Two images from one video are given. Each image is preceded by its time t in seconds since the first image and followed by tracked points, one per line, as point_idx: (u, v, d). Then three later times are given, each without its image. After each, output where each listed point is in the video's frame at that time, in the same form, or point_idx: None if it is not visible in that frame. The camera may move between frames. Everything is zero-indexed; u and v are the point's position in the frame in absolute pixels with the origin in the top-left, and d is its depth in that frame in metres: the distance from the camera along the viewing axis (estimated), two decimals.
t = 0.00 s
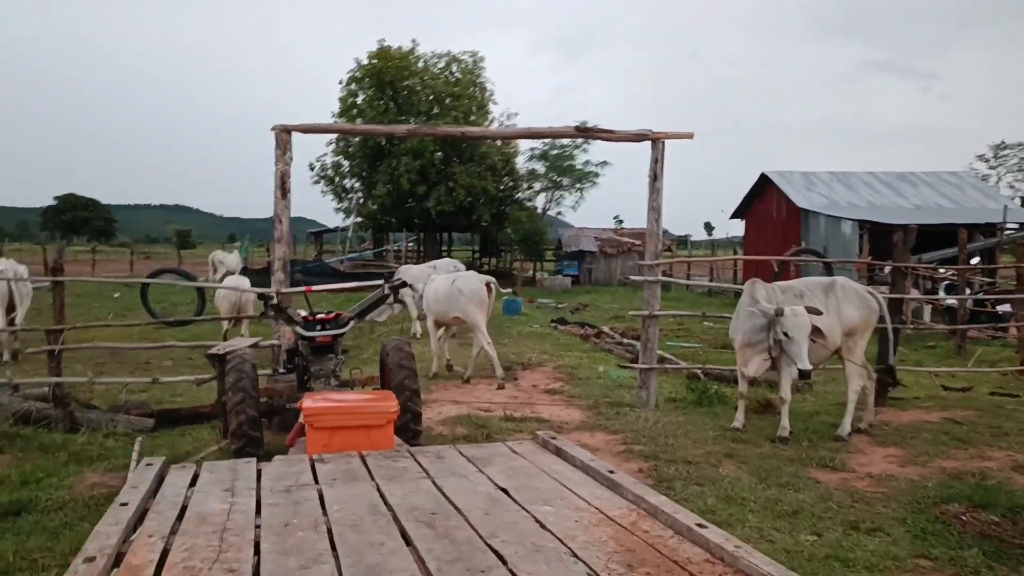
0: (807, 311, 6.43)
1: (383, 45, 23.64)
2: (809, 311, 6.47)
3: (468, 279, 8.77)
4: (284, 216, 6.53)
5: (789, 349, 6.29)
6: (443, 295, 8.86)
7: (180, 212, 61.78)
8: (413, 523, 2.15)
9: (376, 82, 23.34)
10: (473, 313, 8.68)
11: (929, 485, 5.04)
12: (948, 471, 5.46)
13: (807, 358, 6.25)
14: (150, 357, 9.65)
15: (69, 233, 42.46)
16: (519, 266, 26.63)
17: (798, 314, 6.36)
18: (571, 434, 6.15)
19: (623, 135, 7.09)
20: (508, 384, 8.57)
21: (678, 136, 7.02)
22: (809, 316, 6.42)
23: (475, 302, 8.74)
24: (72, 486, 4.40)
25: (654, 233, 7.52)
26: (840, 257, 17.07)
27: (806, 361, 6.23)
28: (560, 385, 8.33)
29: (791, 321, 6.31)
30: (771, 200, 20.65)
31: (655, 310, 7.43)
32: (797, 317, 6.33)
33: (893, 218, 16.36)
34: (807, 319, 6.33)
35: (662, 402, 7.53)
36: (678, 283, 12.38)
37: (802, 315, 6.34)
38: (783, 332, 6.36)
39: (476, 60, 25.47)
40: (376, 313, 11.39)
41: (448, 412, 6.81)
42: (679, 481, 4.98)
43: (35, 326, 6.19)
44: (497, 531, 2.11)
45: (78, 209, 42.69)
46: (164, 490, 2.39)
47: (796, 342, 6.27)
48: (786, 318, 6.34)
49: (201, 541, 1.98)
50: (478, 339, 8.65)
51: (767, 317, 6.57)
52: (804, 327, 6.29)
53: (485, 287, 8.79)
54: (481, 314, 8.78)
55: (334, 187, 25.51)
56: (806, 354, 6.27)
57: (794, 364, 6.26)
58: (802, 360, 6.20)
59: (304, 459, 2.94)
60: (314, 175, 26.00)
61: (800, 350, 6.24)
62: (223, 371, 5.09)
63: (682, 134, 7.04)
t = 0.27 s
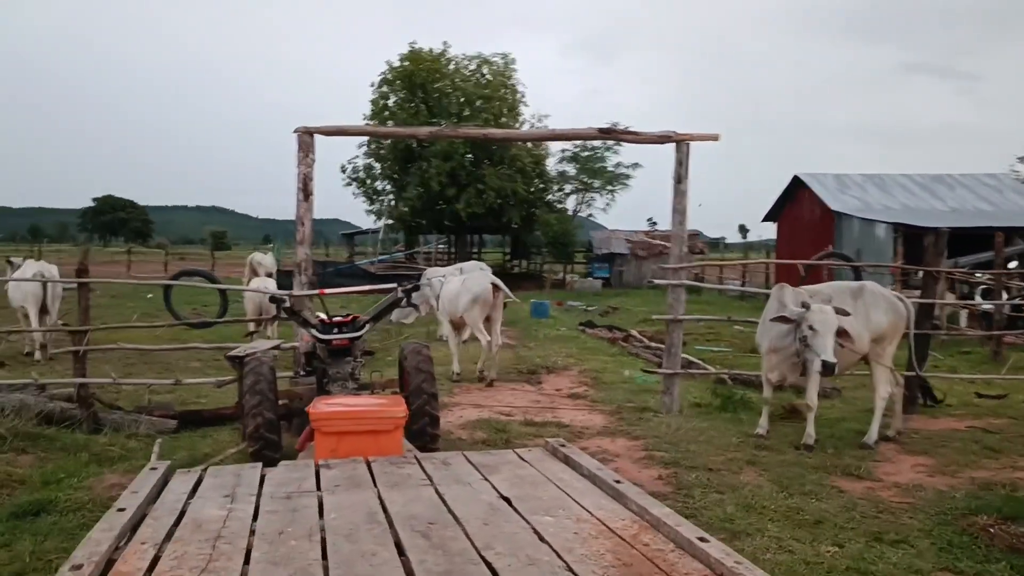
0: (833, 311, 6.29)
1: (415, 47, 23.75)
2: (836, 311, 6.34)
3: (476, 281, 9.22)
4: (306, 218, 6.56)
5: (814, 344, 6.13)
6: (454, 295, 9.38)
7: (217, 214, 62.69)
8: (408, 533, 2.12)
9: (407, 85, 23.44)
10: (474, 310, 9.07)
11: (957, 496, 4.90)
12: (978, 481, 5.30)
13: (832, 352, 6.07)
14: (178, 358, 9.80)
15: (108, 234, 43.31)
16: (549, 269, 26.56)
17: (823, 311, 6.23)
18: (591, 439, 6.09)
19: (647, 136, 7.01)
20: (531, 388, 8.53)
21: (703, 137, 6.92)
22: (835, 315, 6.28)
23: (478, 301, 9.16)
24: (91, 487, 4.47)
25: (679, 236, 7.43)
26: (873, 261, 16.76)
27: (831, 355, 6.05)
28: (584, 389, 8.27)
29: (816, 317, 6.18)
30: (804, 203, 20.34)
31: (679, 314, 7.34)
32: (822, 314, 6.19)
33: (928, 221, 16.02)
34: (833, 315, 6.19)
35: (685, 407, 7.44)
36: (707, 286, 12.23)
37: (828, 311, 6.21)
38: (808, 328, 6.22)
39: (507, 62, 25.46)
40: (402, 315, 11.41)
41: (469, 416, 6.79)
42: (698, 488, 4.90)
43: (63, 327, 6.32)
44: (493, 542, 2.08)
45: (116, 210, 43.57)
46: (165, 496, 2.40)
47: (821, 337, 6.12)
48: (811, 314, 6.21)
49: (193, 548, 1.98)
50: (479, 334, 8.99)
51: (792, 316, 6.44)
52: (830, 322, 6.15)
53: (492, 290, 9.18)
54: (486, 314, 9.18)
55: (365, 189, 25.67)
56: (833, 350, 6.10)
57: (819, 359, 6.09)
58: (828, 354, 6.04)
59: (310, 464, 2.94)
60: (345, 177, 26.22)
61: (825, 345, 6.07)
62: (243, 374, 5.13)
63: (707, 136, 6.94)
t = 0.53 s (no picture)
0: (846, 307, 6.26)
1: (435, 50, 23.84)
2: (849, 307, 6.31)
3: (476, 283, 9.74)
4: (320, 221, 6.57)
5: (827, 331, 6.07)
6: (457, 298, 9.89)
7: (239, 216, 63.23)
8: (401, 540, 2.11)
9: (427, 88, 23.51)
10: (473, 311, 9.49)
11: (973, 507, 4.80)
12: (996, 492, 5.19)
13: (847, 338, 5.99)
14: (194, 359, 9.88)
15: (131, 235, 43.83)
16: (568, 272, 26.49)
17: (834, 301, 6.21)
18: (601, 444, 6.06)
19: (662, 140, 6.97)
20: (545, 392, 8.51)
21: (718, 141, 6.87)
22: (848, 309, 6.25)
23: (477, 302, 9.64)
24: (101, 486, 4.52)
25: (693, 241, 7.38)
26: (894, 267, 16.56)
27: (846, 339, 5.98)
28: (597, 393, 8.24)
29: (830, 304, 6.15)
30: (824, 208, 20.15)
31: (693, 319, 7.27)
32: (834, 303, 6.17)
33: (951, 227, 15.81)
34: (845, 305, 6.16)
35: (699, 413, 7.37)
36: (724, 291, 12.12)
37: (840, 301, 6.20)
38: (820, 317, 6.18)
39: (527, 65, 25.47)
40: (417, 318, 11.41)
41: (480, 419, 6.77)
42: (708, 496, 4.85)
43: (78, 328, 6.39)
44: (486, 551, 2.06)
45: (140, 211, 44.07)
46: (164, 499, 2.41)
47: (835, 324, 6.06)
48: (823, 303, 6.18)
49: (185, 553, 1.99)
50: (478, 336, 9.34)
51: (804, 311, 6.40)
52: (843, 312, 6.11)
53: (490, 291, 9.67)
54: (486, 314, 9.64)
55: (384, 191, 25.76)
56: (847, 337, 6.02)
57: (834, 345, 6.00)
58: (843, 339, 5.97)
59: (310, 468, 2.94)
60: (365, 179, 26.33)
61: (839, 330, 6.01)
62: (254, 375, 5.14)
63: (722, 140, 6.88)
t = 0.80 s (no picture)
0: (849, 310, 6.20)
1: (442, 50, 23.82)
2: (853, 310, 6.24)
3: (469, 282, 10.18)
4: (321, 220, 6.55)
5: (833, 335, 5.99)
6: (452, 296, 10.32)
7: (246, 215, 63.37)
8: (390, 545, 2.08)
9: (434, 88, 23.51)
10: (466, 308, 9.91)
11: (978, 513, 4.74)
12: (1002, 498, 5.12)
13: (854, 342, 5.92)
14: (197, 357, 9.88)
15: (139, 234, 43.97)
16: (574, 273, 26.44)
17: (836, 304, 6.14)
18: (603, 446, 6.01)
19: (666, 140, 6.92)
20: (548, 393, 8.47)
21: (723, 141, 6.81)
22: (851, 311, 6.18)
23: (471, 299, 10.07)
24: (98, 485, 4.51)
25: (697, 242, 7.32)
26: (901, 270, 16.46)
27: (852, 343, 5.90)
28: (600, 395, 8.20)
29: (833, 308, 6.08)
30: (832, 210, 20.03)
31: (697, 321, 7.21)
32: (837, 306, 6.10)
33: (959, 229, 15.69)
34: (848, 308, 6.09)
35: (703, 415, 7.31)
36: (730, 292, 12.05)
37: (841, 304, 6.13)
38: (824, 321, 6.10)
39: (535, 65, 25.43)
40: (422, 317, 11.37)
41: (482, 420, 6.73)
42: (709, 499, 4.79)
43: (79, 325, 6.39)
44: (475, 557, 2.02)
45: (148, 210, 44.24)
46: (152, 501, 2.38)
47: (840, 328, 5.99)
48: (826, 307, 6.10)
49: (168, 557, 1.96)
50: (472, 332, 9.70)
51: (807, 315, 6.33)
52: (846, 315, 6.05)
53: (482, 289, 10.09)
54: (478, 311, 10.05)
55: (391, 191, 25.76)
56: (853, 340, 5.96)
57: (840, 350, 5.92)
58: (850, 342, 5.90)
59: (303, 469, 2.91)
60: (372, 179, 26.33)
61: (845, 333, 5.93)
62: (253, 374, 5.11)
63: (727, 140, 6.83)
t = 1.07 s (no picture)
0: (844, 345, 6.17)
1: (443, 49, 23.74)
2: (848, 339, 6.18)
3: (462, 284, 10.42)
4: (319, 218, 6.48)
5: (826, 387, 6.10)
6: (447, 297, 10.56)
7: (247, 215, 63.30)
8: (383, 551, 2.01)
9: (434, 87, 23.44)
10: (459, 308, 10.15)
11: (985, 516, 4.66)
12: (1009, 501, 5.05)
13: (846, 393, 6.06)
14: (196, 357, 9.83)
15: (140, 233, 43.90)
16: (575, 273, 26.37)
17: (833, 352, 6.12)
18: (604, 448, 5.94)
19: (668, 137, 6.84)
20: (549, 393, 8.40)
21: (726, 139, 6.74)
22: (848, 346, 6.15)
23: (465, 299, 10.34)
24: (91, 486, 4.44)
25: (699, 241, 7.25)
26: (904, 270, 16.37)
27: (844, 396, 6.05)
28: (601, 395, 8.12)
29: (827, 356, 6.12)
30: (834, 209, 19.95)
31: (699, 320, 7.14)
32: (833, 358, 6.10)
33: (961, 230, 15.62)
34: (844, 356, 6.11)
35: (705, 416, 7.25)
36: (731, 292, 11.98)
37: (835, 346, 6.15)
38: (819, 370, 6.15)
39: (536, 65, 25.36)
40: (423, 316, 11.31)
41: (481, 421, 6.66)
42: (712, 502, 4.72)
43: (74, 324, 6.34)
44: (472, 563, 1.95)
45: (149, 209, 44.22)
46: (140, 505, 2.32)
47: (834, 379, 6.08)
48: (820, 353, 6.14)
49: (153, 563, 1.89)
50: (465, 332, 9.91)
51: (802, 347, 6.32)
52: (840, 362, 6.10)
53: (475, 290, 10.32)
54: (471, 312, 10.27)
55: (391, 190, 25.69)
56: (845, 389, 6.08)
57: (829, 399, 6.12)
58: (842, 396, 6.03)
59: (297, 471, 2.84)
60: (372, 178, 26.26)
61: (836, 390, 6.05)
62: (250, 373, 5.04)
63: (730, 138, 6.76)
